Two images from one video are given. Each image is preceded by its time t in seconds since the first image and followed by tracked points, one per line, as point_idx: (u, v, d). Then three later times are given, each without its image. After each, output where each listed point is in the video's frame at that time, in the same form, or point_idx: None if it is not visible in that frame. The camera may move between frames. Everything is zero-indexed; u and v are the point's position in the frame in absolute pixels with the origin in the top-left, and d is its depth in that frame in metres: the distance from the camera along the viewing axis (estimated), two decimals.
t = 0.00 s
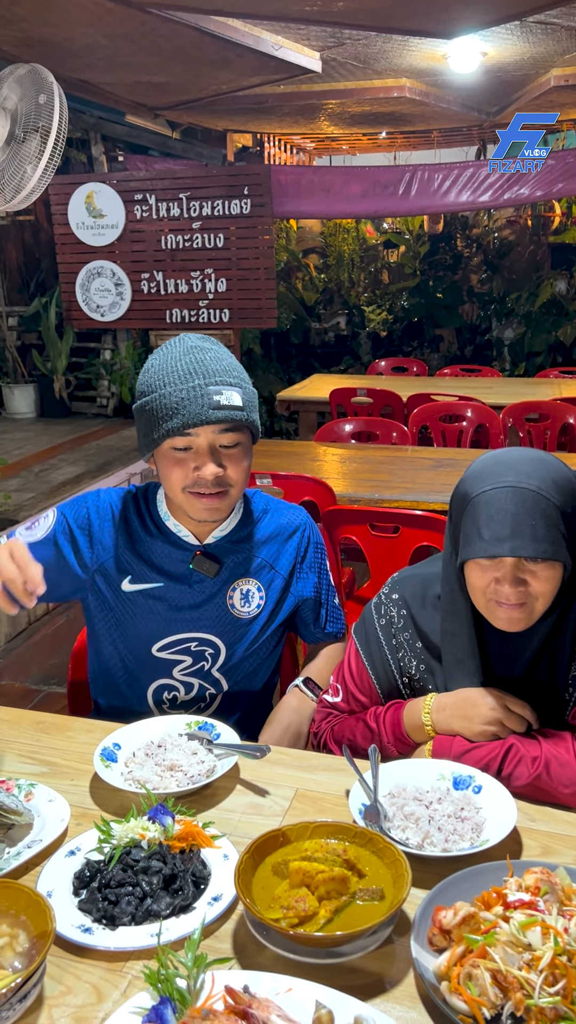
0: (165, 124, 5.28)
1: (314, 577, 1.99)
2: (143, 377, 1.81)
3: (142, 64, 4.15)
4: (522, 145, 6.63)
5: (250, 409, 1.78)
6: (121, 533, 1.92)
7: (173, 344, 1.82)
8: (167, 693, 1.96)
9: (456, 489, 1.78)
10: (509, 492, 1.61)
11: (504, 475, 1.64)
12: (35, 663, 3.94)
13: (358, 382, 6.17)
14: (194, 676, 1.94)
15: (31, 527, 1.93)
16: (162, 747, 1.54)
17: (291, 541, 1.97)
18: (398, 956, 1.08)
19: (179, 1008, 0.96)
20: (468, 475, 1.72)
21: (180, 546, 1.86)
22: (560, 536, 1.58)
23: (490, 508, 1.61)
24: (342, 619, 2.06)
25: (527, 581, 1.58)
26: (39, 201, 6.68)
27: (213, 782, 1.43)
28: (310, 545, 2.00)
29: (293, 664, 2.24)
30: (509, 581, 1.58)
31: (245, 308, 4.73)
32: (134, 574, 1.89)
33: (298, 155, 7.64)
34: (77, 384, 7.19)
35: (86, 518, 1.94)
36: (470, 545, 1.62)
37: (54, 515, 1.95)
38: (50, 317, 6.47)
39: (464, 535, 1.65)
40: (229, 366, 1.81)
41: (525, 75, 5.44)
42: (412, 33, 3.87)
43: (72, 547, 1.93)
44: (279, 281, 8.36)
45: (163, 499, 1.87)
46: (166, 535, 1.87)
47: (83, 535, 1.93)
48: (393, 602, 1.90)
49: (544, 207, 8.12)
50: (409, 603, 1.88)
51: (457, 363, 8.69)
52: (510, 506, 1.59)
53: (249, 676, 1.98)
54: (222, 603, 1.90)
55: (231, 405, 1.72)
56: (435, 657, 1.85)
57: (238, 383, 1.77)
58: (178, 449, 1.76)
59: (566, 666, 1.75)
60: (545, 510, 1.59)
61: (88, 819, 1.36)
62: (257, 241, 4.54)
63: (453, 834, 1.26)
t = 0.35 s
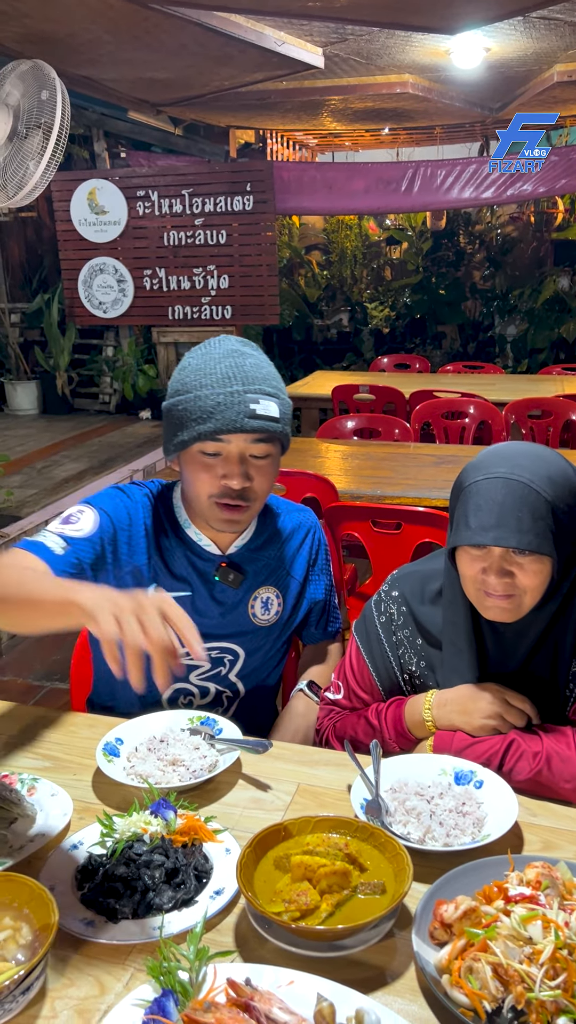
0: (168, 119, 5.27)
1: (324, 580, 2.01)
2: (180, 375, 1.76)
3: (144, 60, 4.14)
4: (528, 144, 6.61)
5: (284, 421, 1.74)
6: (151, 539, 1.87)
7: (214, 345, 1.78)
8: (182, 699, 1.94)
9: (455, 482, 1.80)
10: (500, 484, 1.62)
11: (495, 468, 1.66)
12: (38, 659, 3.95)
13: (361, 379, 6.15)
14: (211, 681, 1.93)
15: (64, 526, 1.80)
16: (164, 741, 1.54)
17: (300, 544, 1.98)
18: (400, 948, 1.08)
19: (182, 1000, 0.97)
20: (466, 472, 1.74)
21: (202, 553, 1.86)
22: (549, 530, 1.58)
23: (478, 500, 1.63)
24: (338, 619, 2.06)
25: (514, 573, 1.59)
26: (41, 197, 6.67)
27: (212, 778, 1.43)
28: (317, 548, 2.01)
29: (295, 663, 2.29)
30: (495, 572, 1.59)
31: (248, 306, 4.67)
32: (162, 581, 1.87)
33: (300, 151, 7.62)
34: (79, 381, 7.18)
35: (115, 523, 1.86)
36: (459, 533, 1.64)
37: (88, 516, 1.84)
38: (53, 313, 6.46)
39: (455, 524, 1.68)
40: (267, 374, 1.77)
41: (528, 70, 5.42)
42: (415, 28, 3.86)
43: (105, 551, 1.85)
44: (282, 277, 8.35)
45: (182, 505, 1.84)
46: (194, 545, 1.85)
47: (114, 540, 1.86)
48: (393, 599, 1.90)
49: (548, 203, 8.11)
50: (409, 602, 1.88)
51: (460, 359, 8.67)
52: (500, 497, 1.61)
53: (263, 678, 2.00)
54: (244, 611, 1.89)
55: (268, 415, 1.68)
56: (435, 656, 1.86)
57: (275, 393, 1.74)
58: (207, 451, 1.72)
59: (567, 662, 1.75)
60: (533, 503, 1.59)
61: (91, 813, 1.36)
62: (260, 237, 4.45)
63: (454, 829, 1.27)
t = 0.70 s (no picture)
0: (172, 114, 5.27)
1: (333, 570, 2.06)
2: (211, 376, 1.69)
3: (147, 53, 4.14)
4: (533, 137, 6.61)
5: (318, 424, 1.67)
6: (192, 548, 1.76)
7: (247, 345, 1.70)
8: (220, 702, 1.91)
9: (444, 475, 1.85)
10: (482, 474, 1.67)
11: (474, 462, 1.70)
12: (41, 653, 3.96)
13: (363, 374, 6.15)
14: (248, 683, 1.91)
15: (130, 552, 1.52)
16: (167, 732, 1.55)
17: (314, 540, 2.00)
18: (400, 937, 1.09)
19: (184, 988, 0.98)
20: (451, 468, 1.79)
21: (237, 557, 1.79)
22: (522, 522, 1.62)
23: (457, 491, 1.67)
24: (345, 605, 2.13)
25: (489, 563, 1.62)
26: (44, 191, 6.67)
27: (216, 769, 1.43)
28: (330, 539, 2.05)
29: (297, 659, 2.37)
30: (471, 559, 1.62)
31: (250, 298, 5.01)
32: (205, 590, 1.78)
33: (304, 146, 7.61)
34: (82, 375, 7.17)
35: (169, 538, 1.68)
36: (439, 520, 1.68)
37: (145, 535, 1.59)
38: (55, 308, 6.46)
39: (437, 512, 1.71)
40: (301, 376, 1.70)
41: (532, 65, 5.42)
42: (419, 21, 3.86)
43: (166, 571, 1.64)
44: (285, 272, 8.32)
45: (210, 508, 1.77)
46: (227, 549, 1.79)
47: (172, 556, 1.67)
48: (389, 593, 1.91)
49: (551, 199, 8.15)
50: (405, 595, 1.89)
51: (463, 355, 8.64)
52: (480, 486, 1.65)
53: (288, 672, 2.01)
54: (277, 610, 1.89)
55: (302, 417, 1.61)
56: (432, 648, 1.87)
57: (310, 396, 1.66)
58: (238, 454, 1.65)
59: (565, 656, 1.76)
60: (507, 495, 1.63)
61: (94, 803, 1.37)
62: (263, 232, 4.84)
63: (455, 821, 1.27)
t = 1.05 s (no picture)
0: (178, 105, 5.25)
1: (344, 563, 2.07)
2: (229, 374, 1.69)
3: (154, 44, 4.14)
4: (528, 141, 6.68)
5: (335, 423, 1.68)
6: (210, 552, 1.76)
7: (265, 343, 1.71)
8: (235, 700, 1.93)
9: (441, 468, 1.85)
10: (483, 464, 1.67)
11: (475, 451, 1.71)
12: (45, 643, 3.98)
13: (368, 367, 6.14)
14: (263, 681, 1.92)
15: (150, 570, 1.43)
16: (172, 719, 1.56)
17: (326, 536, 2.00)
18: (401, 919, 1.10)
19: (186, 969, 0.99)
20: (448, 458, 1.79)
21: (254, 558, 1.79)
22: (527, 511, 1.63)
23: (459, 481, 1.68)
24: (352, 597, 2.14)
25: (494, 552, 1.63)
26: (50, 183, 6.68)
27: (219, 756, 1.44)
28: (341, 533, 2.06)
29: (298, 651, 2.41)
30: (476, 551, 1.64)
31: (255, 291, 5.03)
32: (223, 593, 1.79)
33: (310, 138, 7.59)
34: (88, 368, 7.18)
35: (189, 545, 1.64)
36: (441, 512, 1.68)
37: (165, 548, 1.51)
38: (61, 300, 6.47)
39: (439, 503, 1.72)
40: (318, 374, 1.70)
41: (539, 56, 5.39)
42: (426, 12, 3.84)
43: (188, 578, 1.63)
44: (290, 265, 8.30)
45: (229, 510, 1.76)
46: (243, 550, 1.78)
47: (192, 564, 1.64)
48: (387, 586, 1.95)
49: (558, 191, 8.07)
50: (402, 586, 1.93)
51: (469, 348, 8.62)
52: (481, 476, 1.65)
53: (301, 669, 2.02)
54: (291, 609, 1.90)
55: (319, 415, 1.61)
56: (430, 639, 1.90)
57: (327, 394, 1.67)
58: (254, 453, 1.66)
59: (564, 646, 1.77)
60: (510, 483, 1.63)
61: (98, 789, 1.38)
62: (270, 224, 4.87)
63: (456, 807, 1.28)
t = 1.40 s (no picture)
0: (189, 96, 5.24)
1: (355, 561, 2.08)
2: (244, 375, 1.69)
3: (165, 35, 4.13)
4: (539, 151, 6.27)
5: (353, 424, 1.69)
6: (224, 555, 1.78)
7: (280, 344, 1.70)
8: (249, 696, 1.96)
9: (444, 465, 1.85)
10: (492, 460, 1.67)
11: (484, 447, 1.71)
12: (54, 633, 4.00)
13: (377, 360, 6.14)
14: (275, 678, 1.95)
15: (160, 580, 1.47)
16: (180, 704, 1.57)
17: (338, 535, 2.00)
18: (405, 903, 1.12)
19: (193, 946, 1.01)
20: (452, 454, 1.78)
21: (266, 560, 1.81)
22: (539, 505, 1.63)
23: (470, 477, 1.67)
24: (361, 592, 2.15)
25: (507, 548, 1.63)
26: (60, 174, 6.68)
27: (227, 741, 1.46)
28: (352, 529, 2.07)
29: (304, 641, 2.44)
30: (489, 549, 1.63)
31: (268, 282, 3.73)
32: (236, 596, 1.81)
33: (320, 130, 7.56)
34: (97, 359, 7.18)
35: (200, 552, 1.66)
36: (452, 511, 1.68)
37: (175, 556, 1.54)
38: (71, 291, 6.48)
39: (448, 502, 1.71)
40: (335, 374, 1.70)
41: (551, 48, 5.36)
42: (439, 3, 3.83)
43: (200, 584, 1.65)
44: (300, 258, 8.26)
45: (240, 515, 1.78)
46: (256, 553, 1.80)
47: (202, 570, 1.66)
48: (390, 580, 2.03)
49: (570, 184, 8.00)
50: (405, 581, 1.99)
51: (479, 341, 8.60)
52: (490, 473, 1.65)
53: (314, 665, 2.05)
54: (303, 610, 1.91)
55: (339, 418, 1.62)
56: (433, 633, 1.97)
57: (345, 395, 1.68)
58: (272, 457, 1.66)
59: (567, 637, 1.78)
60: (523, 479, 1.64)
61: (106, 773, 1.40)
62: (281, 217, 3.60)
63: (460, 793, 1.29)
